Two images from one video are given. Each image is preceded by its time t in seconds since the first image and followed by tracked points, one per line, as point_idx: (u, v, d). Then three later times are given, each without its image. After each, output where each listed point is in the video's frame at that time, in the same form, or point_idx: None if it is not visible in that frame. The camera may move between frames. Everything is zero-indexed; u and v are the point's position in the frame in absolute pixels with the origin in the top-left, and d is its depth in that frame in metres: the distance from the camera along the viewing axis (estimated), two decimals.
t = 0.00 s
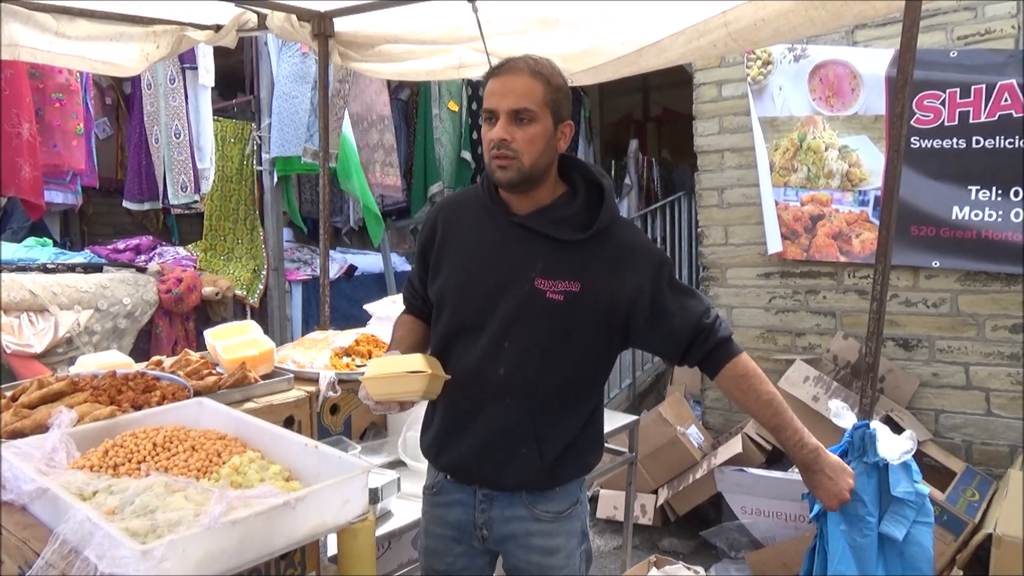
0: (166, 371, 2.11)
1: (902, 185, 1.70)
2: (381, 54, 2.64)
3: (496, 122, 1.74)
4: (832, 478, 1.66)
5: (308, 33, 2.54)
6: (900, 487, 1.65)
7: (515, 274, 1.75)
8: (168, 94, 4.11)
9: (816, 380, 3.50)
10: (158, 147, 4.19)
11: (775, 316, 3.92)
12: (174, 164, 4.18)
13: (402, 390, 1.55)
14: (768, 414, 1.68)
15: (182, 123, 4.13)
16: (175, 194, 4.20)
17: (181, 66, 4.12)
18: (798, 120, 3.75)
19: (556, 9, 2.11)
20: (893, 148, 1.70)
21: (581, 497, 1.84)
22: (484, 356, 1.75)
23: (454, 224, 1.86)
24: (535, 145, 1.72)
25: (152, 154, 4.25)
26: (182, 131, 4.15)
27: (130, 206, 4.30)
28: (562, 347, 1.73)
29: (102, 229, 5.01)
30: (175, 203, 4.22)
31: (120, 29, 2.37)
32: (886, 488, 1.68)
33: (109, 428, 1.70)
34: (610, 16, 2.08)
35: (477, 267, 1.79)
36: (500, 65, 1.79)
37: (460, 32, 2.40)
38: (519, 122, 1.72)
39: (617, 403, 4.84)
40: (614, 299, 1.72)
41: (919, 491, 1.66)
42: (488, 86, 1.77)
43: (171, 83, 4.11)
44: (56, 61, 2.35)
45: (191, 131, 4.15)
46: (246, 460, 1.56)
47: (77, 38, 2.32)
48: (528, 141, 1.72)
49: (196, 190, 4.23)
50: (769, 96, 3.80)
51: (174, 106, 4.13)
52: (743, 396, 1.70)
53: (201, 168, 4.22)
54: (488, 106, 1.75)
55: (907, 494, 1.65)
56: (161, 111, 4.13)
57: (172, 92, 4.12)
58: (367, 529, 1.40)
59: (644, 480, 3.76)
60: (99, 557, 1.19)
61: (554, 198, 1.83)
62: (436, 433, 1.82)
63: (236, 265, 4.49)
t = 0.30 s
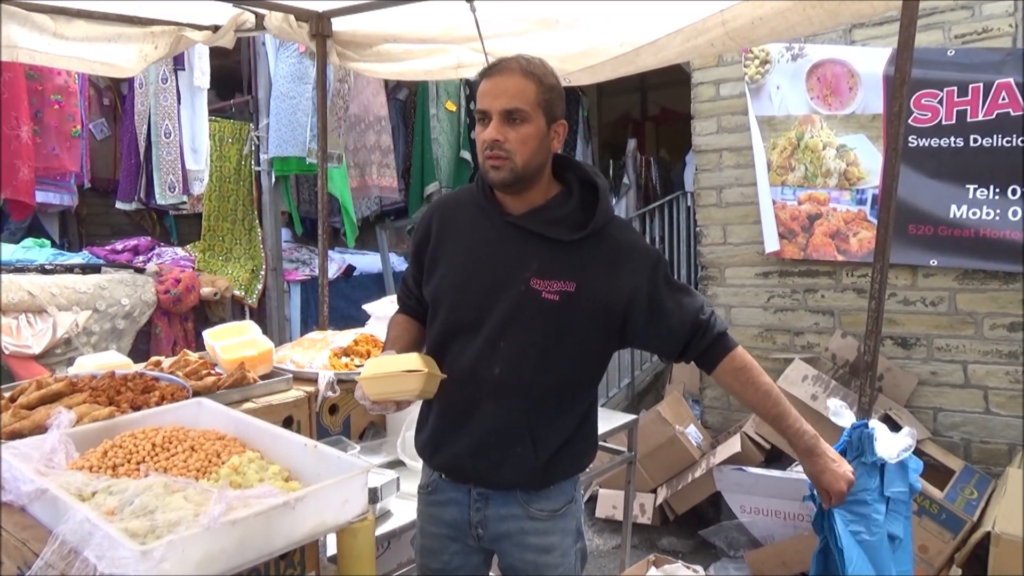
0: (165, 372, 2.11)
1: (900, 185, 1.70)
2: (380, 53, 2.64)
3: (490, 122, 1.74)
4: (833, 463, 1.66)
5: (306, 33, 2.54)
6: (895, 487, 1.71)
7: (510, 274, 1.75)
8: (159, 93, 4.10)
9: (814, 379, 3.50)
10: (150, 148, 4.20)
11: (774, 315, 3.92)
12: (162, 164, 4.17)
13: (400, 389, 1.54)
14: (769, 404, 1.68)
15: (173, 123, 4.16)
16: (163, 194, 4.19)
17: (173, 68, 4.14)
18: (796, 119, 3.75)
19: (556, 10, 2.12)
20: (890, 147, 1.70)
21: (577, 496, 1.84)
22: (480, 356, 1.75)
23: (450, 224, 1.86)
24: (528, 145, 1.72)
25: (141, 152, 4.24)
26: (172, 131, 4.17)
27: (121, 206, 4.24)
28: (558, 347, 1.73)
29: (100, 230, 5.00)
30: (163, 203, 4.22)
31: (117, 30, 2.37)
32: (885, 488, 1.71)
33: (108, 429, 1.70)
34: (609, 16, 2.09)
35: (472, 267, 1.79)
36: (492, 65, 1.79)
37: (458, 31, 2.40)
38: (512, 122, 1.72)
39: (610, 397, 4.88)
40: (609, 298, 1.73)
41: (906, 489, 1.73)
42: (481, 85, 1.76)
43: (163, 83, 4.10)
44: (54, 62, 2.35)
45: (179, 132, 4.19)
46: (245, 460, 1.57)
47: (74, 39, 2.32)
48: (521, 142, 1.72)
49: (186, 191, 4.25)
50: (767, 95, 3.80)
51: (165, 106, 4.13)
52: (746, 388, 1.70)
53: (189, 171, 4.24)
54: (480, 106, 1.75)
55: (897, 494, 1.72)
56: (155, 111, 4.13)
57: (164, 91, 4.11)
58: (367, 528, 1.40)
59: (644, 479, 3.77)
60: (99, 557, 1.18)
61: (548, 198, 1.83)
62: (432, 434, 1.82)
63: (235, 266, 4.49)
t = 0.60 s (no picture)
0: (166, 369, 2.12)
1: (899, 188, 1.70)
2: (381, 52, 2.64)
3: (490, 121, 1.74)
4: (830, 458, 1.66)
5: (307, 31, 2.55)
6: (894, 488, 1.71)
7: (509, 273, 1.75)
8: (159, 90, 4.09)
9: (813, 381, 3.51)
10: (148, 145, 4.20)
11: (773, 316, 3.92)
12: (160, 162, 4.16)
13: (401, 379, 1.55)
14: (764, 402, 1.69)
15: (173, 121, 4.15)
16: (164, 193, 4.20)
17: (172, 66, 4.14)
18: (797, 121, 3.75)
19: (557, 7, 2.12)
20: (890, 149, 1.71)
21: (573, 494, 1.85)
22: (477, 355, 1.75)
23: (448, 223, 1.87)
24: (528, 144, 1.73)
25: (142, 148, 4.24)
26: (172, 129, 4.17)
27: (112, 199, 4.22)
28: (556, 347, 1.74)
29: (99, 226, 5.00)
30: (164, 200, 4.20)
31: (119, 27, 2.37)
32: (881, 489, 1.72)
33: (108, 425, 1.71)
34: (611, 14, 2.09)
35: (471, 266, 1.79)
36: (493, 65, 1.80)
37: (459, 30, 2.40)
38: (513, 122, 1.72)
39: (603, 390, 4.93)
40: (607, 298, 1.73)
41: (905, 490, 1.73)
42: (483, 85, 1.77)
43: (162, 80, 4.09)
44: (54, 59, 2.35)
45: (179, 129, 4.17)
46: (245, 457, 1.57)
47: (74, 37, 2.32)
48: (521, 141, 1.72)
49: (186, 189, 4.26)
50: (767, 96, 3.81)
51: (166, 103, 4.14)
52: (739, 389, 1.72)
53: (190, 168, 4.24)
54: (481, 106, 1.75)
55: (897, 494, 1.71)
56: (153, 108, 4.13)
57: (164, 89, 4.11)
58: (366, 526, 1.41)
59: (643, 479, 3.78)
60: (100, 553, 1.19)
61: (547, 199, 1.83)
62: (428, 432, 1.83)
63: (235, 264, 4.50)
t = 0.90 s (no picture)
0: (167, 369, 2.12)
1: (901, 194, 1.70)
2: (384, 55, 2.64)
3: (494, 125, 1.75)
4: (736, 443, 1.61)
5: (310, 34, 2.56)
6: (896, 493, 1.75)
7: (512, 276, 1.75)
8: (161, 92, 4.09)
9: (813, 386, 3.51)
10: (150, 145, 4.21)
11: (774, 320, 3.93)
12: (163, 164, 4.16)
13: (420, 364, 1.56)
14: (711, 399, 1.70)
15: (177, 123, 4.16)
16: (168, 194, 4.20)
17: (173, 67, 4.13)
18: (798, 126, 3.76)
19: (560, 10, 2.13)
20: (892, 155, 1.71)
21: (572, 497, 1.86)
22: (480, 358, 1.75)
23: (450, 225, 1.86)
24: (532, 148, 1.73)
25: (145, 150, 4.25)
26: (175, 131, 4.17)
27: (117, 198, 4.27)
28: (558, 350, 1.74)
29: (101, 227, 5.01)
30: (167, 201, 4.21)
31: (122, 28, 2.38)
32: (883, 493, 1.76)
33: (110, 426, 1.71)
34: (613, 17, 2.09)
35: (474, 268, 1.79)
36: (497, 69, 1.80)
37: (463, 33, 2.41)
38: (516, 125, 1.73)
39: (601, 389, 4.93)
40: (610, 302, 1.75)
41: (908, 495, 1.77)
42: (487, 89, 1.77)
43: (165, 82, 4.09)
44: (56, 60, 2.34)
45: (182, 130, 4.19)
46: (247, 458, 1.57)
47: (77, 36, 2.32)
48: (525, 145, 1.72)
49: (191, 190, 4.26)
50: (768, 101, 3.82)
51: (169, 104, 4.14)
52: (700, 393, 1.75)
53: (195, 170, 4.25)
54: (485, 109, 1.76)
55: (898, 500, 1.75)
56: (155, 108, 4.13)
57: (166, 90, 4.11)
58: (367, 527, 1.41)
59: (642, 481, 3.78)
60: (102, 553, 1.19)
61: (550, 203, 1.84)
62: (427, 435, 1.83)
63: (236, 265, 4.50)
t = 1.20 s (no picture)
0: (165, 370, 2.12)
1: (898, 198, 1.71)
2: (384, 57, 2.65)
3: (496, 126, 1.74)
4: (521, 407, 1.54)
5: (310, 35, 2.56)
6: (891, 496, 1.80)
7: (511, 276, 1.76)
8: (164, 94, 4.11)
9: (810, 389, 3.51)
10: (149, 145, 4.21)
11: (771, 324, 3.93)
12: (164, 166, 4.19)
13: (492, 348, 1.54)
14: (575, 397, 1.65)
15: (178, 125, 4.18)
16: (168, 196, 4.22)
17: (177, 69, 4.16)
18: (796, 130, 3.78)
19: (559, 14, 2.13)
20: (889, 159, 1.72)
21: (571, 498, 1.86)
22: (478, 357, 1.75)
23: (448, 224, 1.85)
24: (532, 150, 1.73)
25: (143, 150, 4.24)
26: (176, 133, 4.19)
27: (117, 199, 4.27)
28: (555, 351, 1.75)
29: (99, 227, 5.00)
30: (168, 204, 4.24)
31: (122, 28, 2.38)
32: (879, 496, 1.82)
33: (107, 426, 1.71)
34: (612, 20, 2.10)
35: (473, 268, 1.79)
36: (499, 70, 1.80)
37: (462, 35, 2.41)
38: (518, 126, 1.72)
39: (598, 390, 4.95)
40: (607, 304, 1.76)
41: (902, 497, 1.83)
42: (489, 90, 1.77)
43: (167, 83, 4.12)
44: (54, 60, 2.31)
45: (184, 131, 4.21)
46: (244, 459, 1.57)
47: (78, 37, 2.31)
48: (526, 146, 1.73)
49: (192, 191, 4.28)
50: (767, 105, 3.83)
51: (170, 106, 4.16)
52: (591, 411, 1.68)
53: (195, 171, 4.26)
54: (487, 110, 1.76)
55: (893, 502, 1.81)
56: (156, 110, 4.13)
57: (168, 92, 4.13)
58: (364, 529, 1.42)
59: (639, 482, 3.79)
60: (100, 553, 1.19)
61: (549, 205, 1.84)
62: (426, 437, 1.83)
63: (233, 265, 4.50)
